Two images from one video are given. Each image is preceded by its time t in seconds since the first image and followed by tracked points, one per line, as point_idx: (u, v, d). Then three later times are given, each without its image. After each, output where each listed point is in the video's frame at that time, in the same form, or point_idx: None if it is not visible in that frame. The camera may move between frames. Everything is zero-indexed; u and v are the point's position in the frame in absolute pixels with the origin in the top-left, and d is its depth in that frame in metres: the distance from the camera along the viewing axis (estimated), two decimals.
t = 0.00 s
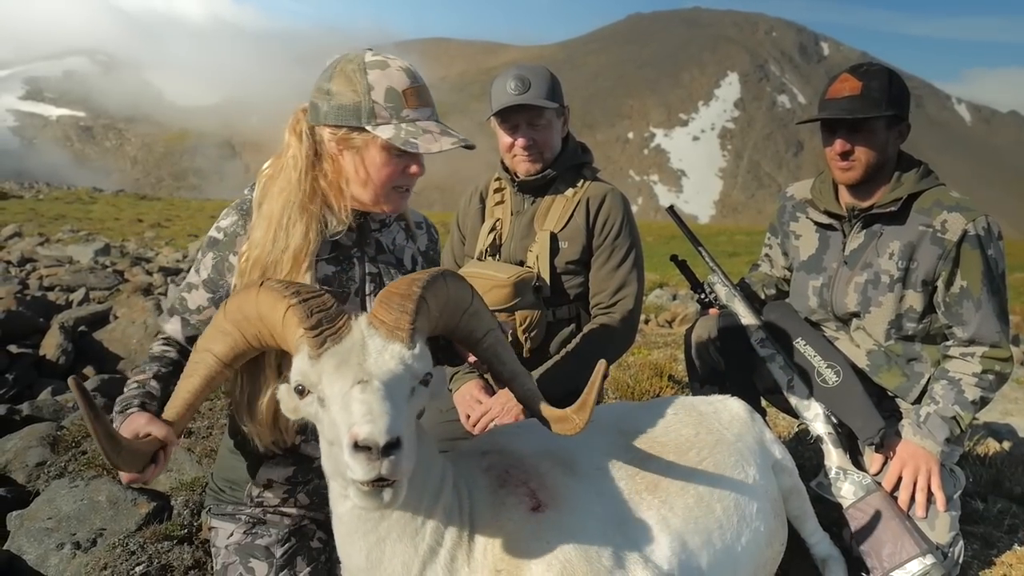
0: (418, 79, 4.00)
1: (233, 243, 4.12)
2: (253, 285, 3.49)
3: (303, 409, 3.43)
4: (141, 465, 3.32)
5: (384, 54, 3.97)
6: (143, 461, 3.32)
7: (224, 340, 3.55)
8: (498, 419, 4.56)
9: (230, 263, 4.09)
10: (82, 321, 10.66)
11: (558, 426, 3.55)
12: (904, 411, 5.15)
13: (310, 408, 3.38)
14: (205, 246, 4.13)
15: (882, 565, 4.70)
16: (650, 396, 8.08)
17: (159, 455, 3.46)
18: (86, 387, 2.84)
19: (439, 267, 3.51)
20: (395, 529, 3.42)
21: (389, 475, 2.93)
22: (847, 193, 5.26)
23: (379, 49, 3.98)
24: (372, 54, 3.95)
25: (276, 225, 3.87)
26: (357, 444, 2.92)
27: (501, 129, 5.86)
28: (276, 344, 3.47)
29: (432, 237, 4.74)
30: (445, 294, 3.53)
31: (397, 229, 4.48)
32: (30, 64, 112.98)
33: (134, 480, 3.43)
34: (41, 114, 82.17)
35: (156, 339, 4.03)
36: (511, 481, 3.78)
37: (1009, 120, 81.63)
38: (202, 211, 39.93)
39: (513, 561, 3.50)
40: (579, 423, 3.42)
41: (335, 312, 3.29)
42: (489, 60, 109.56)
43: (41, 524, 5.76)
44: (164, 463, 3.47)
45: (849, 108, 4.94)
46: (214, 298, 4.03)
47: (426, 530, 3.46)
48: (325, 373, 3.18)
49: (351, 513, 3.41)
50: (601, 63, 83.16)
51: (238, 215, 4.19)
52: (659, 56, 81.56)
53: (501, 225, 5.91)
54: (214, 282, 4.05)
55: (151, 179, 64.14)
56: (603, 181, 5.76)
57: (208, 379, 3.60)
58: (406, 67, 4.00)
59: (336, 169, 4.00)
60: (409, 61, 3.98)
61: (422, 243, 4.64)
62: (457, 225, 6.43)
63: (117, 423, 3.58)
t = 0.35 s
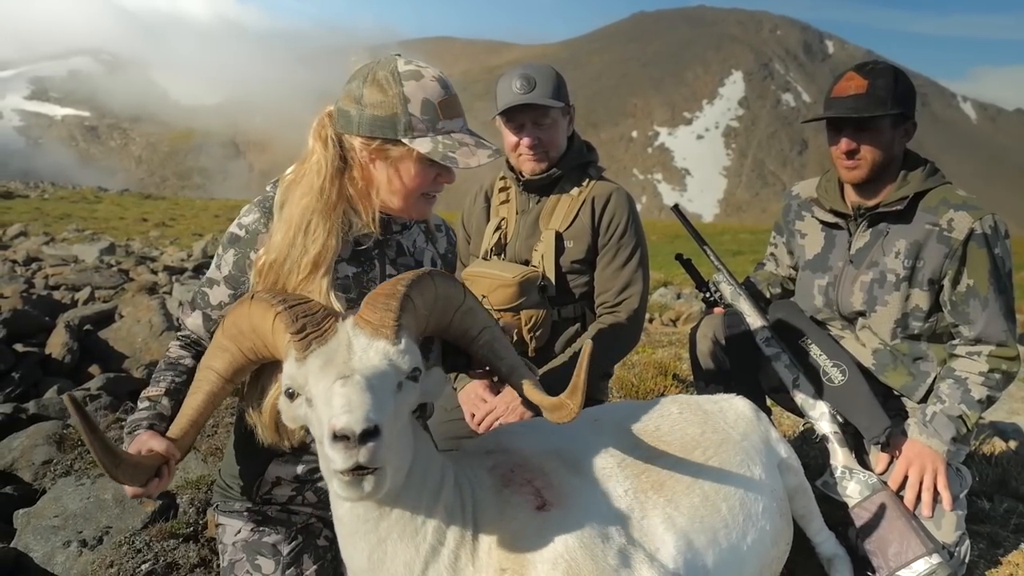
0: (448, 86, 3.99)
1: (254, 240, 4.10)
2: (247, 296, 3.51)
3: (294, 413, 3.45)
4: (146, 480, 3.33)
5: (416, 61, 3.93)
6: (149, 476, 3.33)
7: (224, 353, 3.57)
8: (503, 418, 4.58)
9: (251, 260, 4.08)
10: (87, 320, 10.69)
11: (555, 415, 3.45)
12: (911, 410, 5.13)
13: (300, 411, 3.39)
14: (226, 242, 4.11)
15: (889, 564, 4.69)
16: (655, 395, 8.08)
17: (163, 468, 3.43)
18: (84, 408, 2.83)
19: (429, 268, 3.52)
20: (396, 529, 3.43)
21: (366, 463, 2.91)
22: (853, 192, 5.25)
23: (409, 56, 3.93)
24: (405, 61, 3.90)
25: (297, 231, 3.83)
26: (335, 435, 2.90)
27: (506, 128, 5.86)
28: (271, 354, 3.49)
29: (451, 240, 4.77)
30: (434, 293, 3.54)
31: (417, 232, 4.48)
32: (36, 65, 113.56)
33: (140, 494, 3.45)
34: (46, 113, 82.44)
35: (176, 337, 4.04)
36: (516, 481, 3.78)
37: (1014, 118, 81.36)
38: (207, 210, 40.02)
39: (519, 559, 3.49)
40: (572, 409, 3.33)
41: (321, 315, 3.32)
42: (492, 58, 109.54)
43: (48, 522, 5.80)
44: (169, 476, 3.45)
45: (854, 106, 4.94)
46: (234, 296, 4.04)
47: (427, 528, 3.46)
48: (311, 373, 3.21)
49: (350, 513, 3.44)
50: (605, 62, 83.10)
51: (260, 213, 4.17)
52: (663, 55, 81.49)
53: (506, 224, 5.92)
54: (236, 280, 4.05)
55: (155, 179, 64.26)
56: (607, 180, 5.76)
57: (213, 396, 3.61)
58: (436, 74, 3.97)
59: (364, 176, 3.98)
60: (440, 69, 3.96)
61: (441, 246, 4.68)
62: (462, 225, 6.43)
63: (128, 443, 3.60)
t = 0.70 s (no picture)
0: (455, 86, 4.01)
1: (256, 241, 4.10)
2: (245, 303, 3.50)
3: (292, 418, 3.45)
4: (152, 491, 3.39)
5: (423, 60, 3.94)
6: (154, 485, 3.39)
7: (224, 359, 3.58)
8: (505, 419, 4.50)
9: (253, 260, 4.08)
10: (91, 319, 10.71)
11: (557, 413, 3.44)
12: (915, 411, 5.13)
13: (297, 418, 3.41)
14: (227, 242, 4.11)
15: (892, 565, 4.69)
16: (658, 394, 8.08)
17: (172, 476, 3.52)
18: (84, 428, 2.89)
19: (423, 264, 3.50)
20: (396, 529, 3.43)
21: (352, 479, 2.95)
22: (858, 192, 5.24)
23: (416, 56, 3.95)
24: (413, 61, 3.92)
25: (298, 232, 3.84)
26: (323, 451, 2.95)
27: (510, 128, 5.86)
28: (269, 360, 3.49)
29: (456, 237, 4.64)
30: (428, 294, 3.52)
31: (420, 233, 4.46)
32: (40, 64, 113.75)
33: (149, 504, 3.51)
34: (50, 112, 82.58)
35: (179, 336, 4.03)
36: (518, 480, 3.78)
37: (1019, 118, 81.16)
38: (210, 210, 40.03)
39: (521, 559, 3.49)
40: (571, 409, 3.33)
41: (313, 322, 3.31)
42: (496, 58, 109.50)
43: (52, 520, 5.82)
44: (176, 484, 3.53)
45: (861, 106, 4.92)
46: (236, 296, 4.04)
47: (427, 527, 3.45)
48: (303, 382, 3.22)
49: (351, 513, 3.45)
50: (608, 62, 83.05)
51: (261, 213, 4.16)
52: (666, 55, 81.42)
53: (510, 223, 5.92)
54: (238, 281, 4.06)
55: (159, 178, 64.34)
56: (612, 179, 5.75)
57: (217, 402, 3.63)
58: (443, 74, 3.98)
59: (368, 176, 3.98)
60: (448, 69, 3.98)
61: (443, 243, 4.55)
62: (466, 224, 6.43)
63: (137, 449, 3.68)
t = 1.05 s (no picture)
0: (449, 91, 3.89)
1: (256, 240, 4.11)
2: (249, 302, 3.51)
3: (298, 417, 3.46)
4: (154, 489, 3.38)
5: (418, 63, 3.87)
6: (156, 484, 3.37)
7: (227, 358, 3.58)
8: (509, 417, 4.56)
9: (254, 260, 4.08)
10: (94, 317, 10.73)
11: (562, 414, 3.44)
12: (918, 411, 5.12)
13: (302, 416, 3.41)
14: (228, 242, 4.12)
15: (895, 566, 4.68)
16: (660, 395, 8.08)
17: (173, 475, 3.50)
18: (88, 423, 2.91)
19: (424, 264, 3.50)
20: (400, 528, 3.43)
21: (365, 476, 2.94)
22: (863, 193, 5.23)
23: (413, 57, 3.88)
24: (407, 63, 3.86)
25: (299, 228, 3.87)
26: (334, 448, 2.94)
27: (514, 127, 5.85)
28: (273, 358, 3.50)
29: (456, 235, 4.57)
30: (433, 293, 3.52)
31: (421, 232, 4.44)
32: (44, 62, 113.94)
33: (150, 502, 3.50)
34: (54, 111, 82.70)
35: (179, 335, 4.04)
36: (521, 480, 3.78)
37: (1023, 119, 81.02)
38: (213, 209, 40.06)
39: (525, 558, 3.48)
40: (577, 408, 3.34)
41: (319, 320, 3.31)
42: (498, 57, 109.48)
43: (55, 518, 5.83)
44: (178, 482, 3.52)
45: (865, 107, 4.91)
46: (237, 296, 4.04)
47: (431, 526, 3.45)
48: (311, 380, 3.22)
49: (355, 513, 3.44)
50: (611, 62, 83.03)
51: (262, 213, 4.16)
52: (670, 54, 81.35)
53: (513, 223, 5.91)
54: (238, 281, 4.05)
55: (162, 177, 64.40)
56: (615, 179, 5.75)
57: (219, 401, 3.63)
58: (438, 77, 3.88)
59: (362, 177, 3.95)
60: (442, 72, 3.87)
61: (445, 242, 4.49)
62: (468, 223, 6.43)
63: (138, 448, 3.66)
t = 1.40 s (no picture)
0: (435, 100, 3.75)
1: (262, 240, 4.11)
2: (257, 298, 3.51)
3: (308, 412, 3.47)
4: (159, 481, 3.39)
5: (406, 68, 3.77)
6: (160, 477, 3.37)
7: (234, 354, 3.58)
8: (511, 417, 4.58)
9: (261, 259, 4.09)
10: (97, 316, 10.73)
11: (567, 415, 3.44)
12: (922, 413, 5.12)
13: (311, 412, 3.42)
14: (235, 241, 4.12)
15: (899, 567, 4.67)
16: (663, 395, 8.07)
17: (177, 468, 3.50)
18: (97, 411, 2.95)
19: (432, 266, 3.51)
20: (405, 526, 3.43)
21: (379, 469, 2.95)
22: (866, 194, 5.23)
23: (403, 62, 3.79)
24: (394, 68, 3.78)
25: (305, 226, 3.86)
26: (348, 441, 2.96)
27: (517, 127, 5.86)
28: (280, 355, 3.50)
29: (462, 236, 4.56)
30: (442, 293, 3.53)
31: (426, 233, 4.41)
32: (47, 62, 114.10)
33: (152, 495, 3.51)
34: (57, 110, 82.87)
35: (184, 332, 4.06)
36: (525, 480, 3.77)
37: None
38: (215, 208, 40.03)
39: (528, 557, 3.48)
40: (583, 409, 3.33)
41: (330, 316, 3.31)
42: (501, 57, 109.47)
43: (59, 516, 5.84)
44: (182, 476, 3.52)
45: (867, 108, 4.92)
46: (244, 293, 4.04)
47: (435, 524, 3.46)
48: (322, 376, 3.23)
49: (361, 511, 3.45)
50: (614, 62, 82.98)
51: (269, 212, 4.17)
52: (672, 55, 81.32)
53: (516, 222, 5.91)
54: (243, 280, 4.05)
55: (165, 176, 64.44)
56: (618, 179, 5.74)
57: (223, 396, 3.63)
58: (426, 84, 3.75)
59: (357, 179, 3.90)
60: (428, 79, 3.73)
61: (450, 243, 4.48)
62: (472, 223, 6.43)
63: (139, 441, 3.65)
